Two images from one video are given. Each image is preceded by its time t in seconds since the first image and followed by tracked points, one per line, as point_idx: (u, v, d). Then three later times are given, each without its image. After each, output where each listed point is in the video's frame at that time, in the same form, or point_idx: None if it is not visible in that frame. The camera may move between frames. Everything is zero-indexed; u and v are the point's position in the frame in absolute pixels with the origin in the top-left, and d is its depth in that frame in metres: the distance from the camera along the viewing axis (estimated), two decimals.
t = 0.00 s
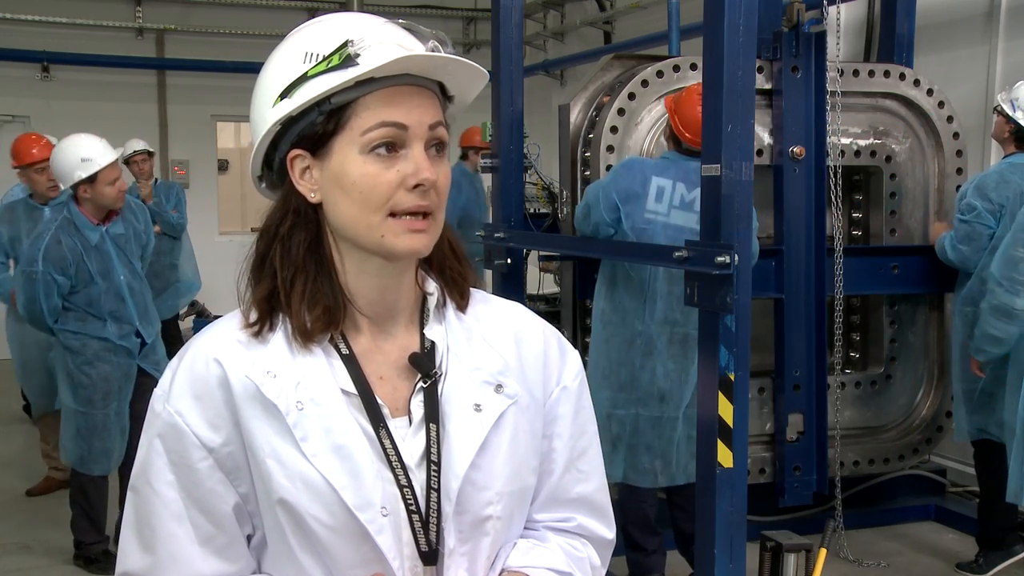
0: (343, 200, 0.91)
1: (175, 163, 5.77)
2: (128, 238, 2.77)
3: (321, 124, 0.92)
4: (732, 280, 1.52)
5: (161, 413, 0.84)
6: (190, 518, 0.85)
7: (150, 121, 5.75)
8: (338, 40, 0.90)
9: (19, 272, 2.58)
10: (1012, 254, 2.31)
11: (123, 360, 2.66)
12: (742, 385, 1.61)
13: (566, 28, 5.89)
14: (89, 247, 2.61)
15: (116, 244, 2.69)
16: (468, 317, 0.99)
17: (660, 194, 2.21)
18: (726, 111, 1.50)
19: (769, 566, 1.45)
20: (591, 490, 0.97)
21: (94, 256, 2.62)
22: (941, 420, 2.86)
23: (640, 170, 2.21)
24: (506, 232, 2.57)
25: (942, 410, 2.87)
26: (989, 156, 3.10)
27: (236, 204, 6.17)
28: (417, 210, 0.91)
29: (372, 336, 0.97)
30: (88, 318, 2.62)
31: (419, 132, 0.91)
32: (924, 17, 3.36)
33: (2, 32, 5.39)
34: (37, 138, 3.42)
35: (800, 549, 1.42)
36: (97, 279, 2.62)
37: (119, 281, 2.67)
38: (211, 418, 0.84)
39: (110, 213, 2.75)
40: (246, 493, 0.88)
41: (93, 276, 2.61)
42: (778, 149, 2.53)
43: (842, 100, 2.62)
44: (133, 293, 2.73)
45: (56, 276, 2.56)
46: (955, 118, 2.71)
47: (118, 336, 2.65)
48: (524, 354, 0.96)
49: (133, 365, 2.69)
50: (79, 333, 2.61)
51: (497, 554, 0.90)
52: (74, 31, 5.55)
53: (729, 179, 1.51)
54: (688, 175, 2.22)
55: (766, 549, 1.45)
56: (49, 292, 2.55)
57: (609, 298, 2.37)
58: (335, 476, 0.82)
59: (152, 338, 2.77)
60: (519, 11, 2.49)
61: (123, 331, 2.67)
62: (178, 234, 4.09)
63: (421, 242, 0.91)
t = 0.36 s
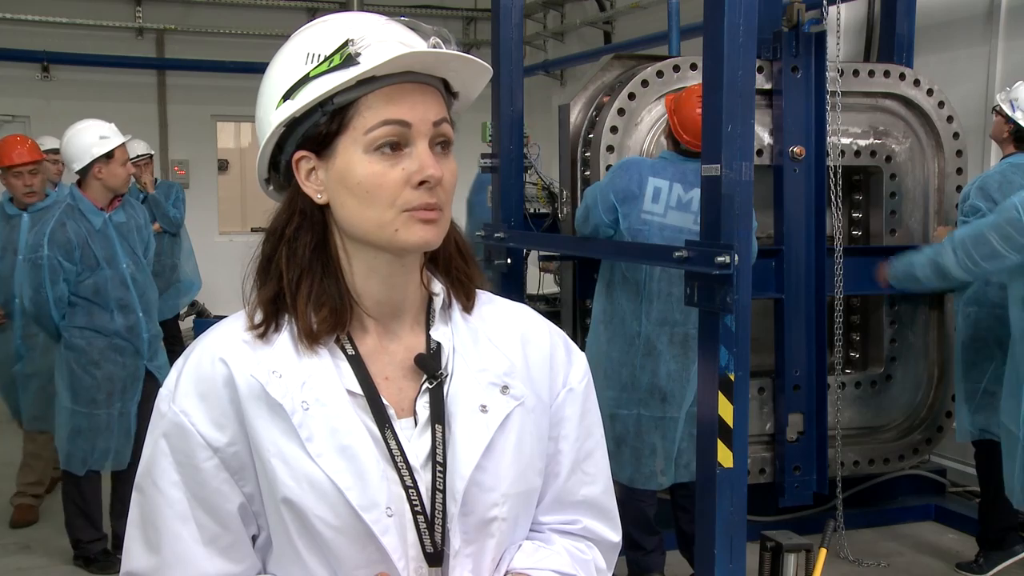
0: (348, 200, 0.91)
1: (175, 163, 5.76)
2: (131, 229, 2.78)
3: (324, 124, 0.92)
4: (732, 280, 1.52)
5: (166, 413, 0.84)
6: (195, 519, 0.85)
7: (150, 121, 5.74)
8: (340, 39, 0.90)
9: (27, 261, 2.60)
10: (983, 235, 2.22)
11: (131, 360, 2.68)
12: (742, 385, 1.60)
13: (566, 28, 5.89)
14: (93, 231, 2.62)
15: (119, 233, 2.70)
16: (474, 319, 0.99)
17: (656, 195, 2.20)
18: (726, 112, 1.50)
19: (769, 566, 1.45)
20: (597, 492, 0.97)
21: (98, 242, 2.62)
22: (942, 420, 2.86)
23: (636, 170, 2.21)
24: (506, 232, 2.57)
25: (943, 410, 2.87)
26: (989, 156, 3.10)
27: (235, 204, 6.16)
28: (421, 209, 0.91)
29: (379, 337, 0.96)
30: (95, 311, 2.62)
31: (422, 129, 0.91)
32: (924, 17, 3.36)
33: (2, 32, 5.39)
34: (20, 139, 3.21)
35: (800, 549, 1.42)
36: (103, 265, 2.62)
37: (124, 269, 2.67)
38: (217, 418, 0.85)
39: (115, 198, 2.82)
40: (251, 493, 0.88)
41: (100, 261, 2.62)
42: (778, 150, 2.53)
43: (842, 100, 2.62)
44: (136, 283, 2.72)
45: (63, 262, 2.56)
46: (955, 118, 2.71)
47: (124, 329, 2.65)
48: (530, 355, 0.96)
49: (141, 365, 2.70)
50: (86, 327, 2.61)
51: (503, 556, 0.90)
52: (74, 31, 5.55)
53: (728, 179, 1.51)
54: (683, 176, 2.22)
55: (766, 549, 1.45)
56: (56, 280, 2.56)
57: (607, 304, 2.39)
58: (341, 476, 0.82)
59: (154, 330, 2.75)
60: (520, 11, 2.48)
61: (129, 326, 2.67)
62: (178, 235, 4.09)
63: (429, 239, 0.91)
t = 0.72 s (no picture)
0: (352, 198, 0.91)
1: (175, 163, 5.76)
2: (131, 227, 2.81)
3: (328, 123, 0.92)
4: (732, 280, 1.52)
5: (169, 409, 0.85)
6: (196, 515, 0.85)
7: (150, 121, 5.74)
8: (342, 38, 0.90)
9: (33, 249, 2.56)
10: (973, 220, 2.30)
11: (134, 357, 2.68)
12: (742, 385, 1.60)
13: (566, 27, 5.89)
14: (102, 224, 2.64)
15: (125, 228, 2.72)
16: (477, 318, 0.99)
17: (661, 199, 2.21)
18: (726, 112, 1.50)
19: (769, 566, 1.45)
20: (597, 492, 0.97)
21: (106, 234, 2.64)
22: (941, 419, 2.86)
23: (641, 174, 2.21)
24: (506, 232, 2.57)
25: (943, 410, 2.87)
26: (989, 156, 3.10)
27: (236, 204, 6.17)
28: (424, 207, 0.91)
29: (382, 335, 0.97)
30: (102, 305, 2.61)
31: (425, 127, 0.91)
32: (924, 17, 3.36)
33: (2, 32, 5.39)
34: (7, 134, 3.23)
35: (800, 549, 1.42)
36: (112, 256, 2.63)
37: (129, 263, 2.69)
38: (219, 416, 0.85)
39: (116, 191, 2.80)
40: (253, 490, 0.88)
41: (110, 253, 2.63)
42: (778, 150, 2.53)
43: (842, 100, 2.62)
44: (140, 277, 2.75)
45: (74, 252, 2.56)
46: (956, 118, 2.71)
47: (129, 323, 2.65)
48: (532, 355, 0.96)
49: (143, 362, 2.70)
50: (92, 320, 2.60)
51: (502, 555, 0.90)
52: (74, 31, 5.55)
53: (729, 179, 1.51)
54: (689, 179, 2.23)
55: (766, 549, 1.45)
56: (66, 269, 2.54)
57: (609, 306, 2.39)
58: (341, 475, 0.82)
59: (153, 326, 2.77)
60: (520, 11, 2.48)
61: (134, 321, 2.67)
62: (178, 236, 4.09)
63: (432, 237, 0.91)
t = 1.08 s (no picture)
0: (349, 197, 0.91)
1: (175, 163, 5.77)
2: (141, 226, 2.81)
3: (326, 122, 0.92)
4: (732, 280, 1.52)
5: (168, 404, 0.85)
6: (195, 509, 0.86)
7: (151, 121, 5.75)
8: (341, 39, 0.91)
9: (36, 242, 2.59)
10: (961, 213, 2.31)
11: (129, 355, 2.67)
12: (742, 385, 1.60)
13: (566, 27, 5.88)
14: (104, 222, 2.64)
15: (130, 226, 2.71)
16: (474, 316, 1.00)
17: (674, 223, 2.22)
18: (726, 112, 1.50)
19: (769, 566, 1.45)
20: (592, 489, 0.97)
21: (108, 230, 2.64)
22: (941, 419, 2.86)
23: (652, 200, 2.22)
24: (506, 232, 2.57)
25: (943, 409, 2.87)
26: (989, 156, 3.10)
27: (236, 204, 6.17)
28: (421, 206, 0.91)
29: (379, 333, 0.97)
30: (97, 301, 2.62)
31: (422, 127, 0.92)
32: (924, 17, 3.37)
33: (2, 32, 5.39)
34: None
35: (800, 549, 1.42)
36: (110, 254, 2.62)
37: (130, 263, 2.67)
38: (218, 410, 0.85)
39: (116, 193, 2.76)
40: (250, 485, 0.88)
41: (108, 251, 2.62)
42: (778, 150, 2.53)
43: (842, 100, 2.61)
44: (143, 279, 2.72)
45: (71, 247, 2.57)
46: (955, 118, 2.71)
47: (125, 320, 2.65)
48: (528, 353, 0.96)
49: (140, 362, 2.69)
50: (86, 316, 2.60)
51: (496, 551, 0.90)
52: (74, 31, 5.55)
53: (728, 178, 1.51)
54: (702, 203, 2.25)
55: (766, 549, 1.45)
56: (62, 264, 2.56)
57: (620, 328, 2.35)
58: (338, 471, 0.83)
59: (157, 328, 2.73)
60: (520, 11, 2.48)
61: (131, 319, 2.66)
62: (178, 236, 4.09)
63: (429, 237, 0.91)
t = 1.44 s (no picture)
0: (344, 198, 0.91)
1: (175, 163, 5.77)
2: (149, 226, 2.77)
3: (321, 122, 0.92)
4: (732, 280, 1.52)
5: (165, 400, 0.85)
6: (191, 504, 0.86)
7: (151, 121, 5.75)
8: (336, 40, 0.91)
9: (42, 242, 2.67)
10: (942, 222, 2.29)
11: (121, 355, 2.65)
12: (742, 385, 1.60)
13: (566, 27, 5.89)
14: (99, 221, 2.65)
15: (131, 226, 2.70)
16: (468, 314, 1.00)
17: (678, 229, 2.21)
18: (726, 112, 1.50)
19: (769, 566, 1.45)
20: (583, 485, 0.98)
21: (103, 230, 2.65)
22: (941, 420, 2.86)
23: (655, 209, 2.22)
24: (506, 232, 2.57)
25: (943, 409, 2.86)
26: (989, 156, 3.10)
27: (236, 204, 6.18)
28: (413, 207, 0.91)
29: (373, 331, 0.97)
30: (90, 299, 2.63)
31: (416, 128, 0.92)
32: (924, 17, 3.36)
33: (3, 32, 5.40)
34: None
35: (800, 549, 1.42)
36: (102, 253, 2.63)
37: (125, 262, 2.66)
38: (214, 406, 0.85)
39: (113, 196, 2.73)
40: (246, 480, 0.88)
41: (99, 250, 2.63)
42: (778, 150, 2.52)
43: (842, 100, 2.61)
44: (140, 279, 2.69)
45: (65, 245, 2.62)
46: (956, 118, 2.71)
47: (116, 319, 2.64)
48: (522, 350, 0.96)
49: (133, 361, 2.67)
50: (78, 313, 2.63)
51: (488, 545, 0.90)
52: (74, 31, 5.56)
53: (728, 178, 1.51)
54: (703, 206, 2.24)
55: (766, 549, 1.46)
56: (57, 262, 2.62)
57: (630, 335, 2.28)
58: (332, 466, 0.83)
59: (156, 330, 2.70)
60: (520, 11, 2.48)
61: (121, 318, 2.65)
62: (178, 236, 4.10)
63: (421, 237, 0.91)
